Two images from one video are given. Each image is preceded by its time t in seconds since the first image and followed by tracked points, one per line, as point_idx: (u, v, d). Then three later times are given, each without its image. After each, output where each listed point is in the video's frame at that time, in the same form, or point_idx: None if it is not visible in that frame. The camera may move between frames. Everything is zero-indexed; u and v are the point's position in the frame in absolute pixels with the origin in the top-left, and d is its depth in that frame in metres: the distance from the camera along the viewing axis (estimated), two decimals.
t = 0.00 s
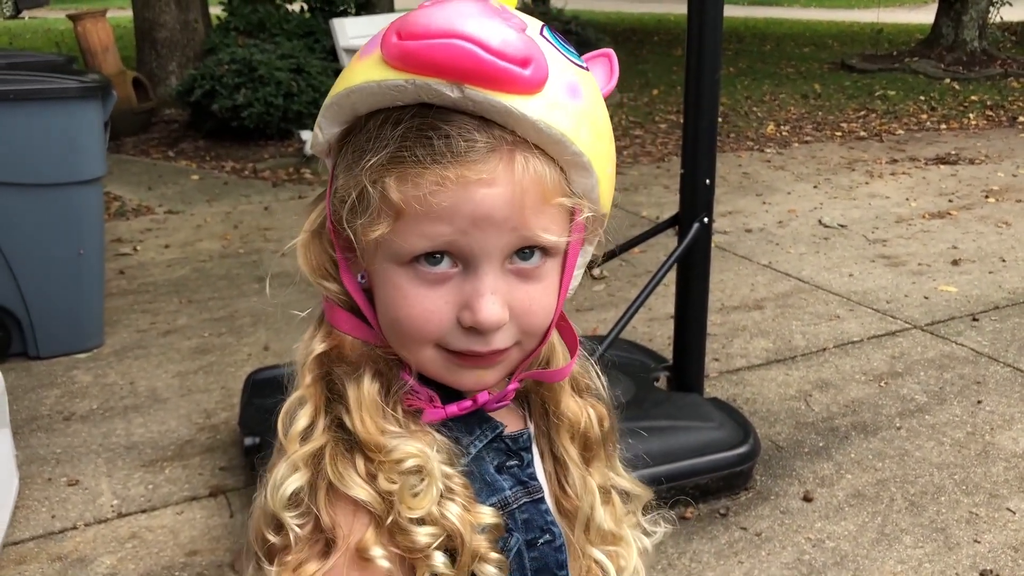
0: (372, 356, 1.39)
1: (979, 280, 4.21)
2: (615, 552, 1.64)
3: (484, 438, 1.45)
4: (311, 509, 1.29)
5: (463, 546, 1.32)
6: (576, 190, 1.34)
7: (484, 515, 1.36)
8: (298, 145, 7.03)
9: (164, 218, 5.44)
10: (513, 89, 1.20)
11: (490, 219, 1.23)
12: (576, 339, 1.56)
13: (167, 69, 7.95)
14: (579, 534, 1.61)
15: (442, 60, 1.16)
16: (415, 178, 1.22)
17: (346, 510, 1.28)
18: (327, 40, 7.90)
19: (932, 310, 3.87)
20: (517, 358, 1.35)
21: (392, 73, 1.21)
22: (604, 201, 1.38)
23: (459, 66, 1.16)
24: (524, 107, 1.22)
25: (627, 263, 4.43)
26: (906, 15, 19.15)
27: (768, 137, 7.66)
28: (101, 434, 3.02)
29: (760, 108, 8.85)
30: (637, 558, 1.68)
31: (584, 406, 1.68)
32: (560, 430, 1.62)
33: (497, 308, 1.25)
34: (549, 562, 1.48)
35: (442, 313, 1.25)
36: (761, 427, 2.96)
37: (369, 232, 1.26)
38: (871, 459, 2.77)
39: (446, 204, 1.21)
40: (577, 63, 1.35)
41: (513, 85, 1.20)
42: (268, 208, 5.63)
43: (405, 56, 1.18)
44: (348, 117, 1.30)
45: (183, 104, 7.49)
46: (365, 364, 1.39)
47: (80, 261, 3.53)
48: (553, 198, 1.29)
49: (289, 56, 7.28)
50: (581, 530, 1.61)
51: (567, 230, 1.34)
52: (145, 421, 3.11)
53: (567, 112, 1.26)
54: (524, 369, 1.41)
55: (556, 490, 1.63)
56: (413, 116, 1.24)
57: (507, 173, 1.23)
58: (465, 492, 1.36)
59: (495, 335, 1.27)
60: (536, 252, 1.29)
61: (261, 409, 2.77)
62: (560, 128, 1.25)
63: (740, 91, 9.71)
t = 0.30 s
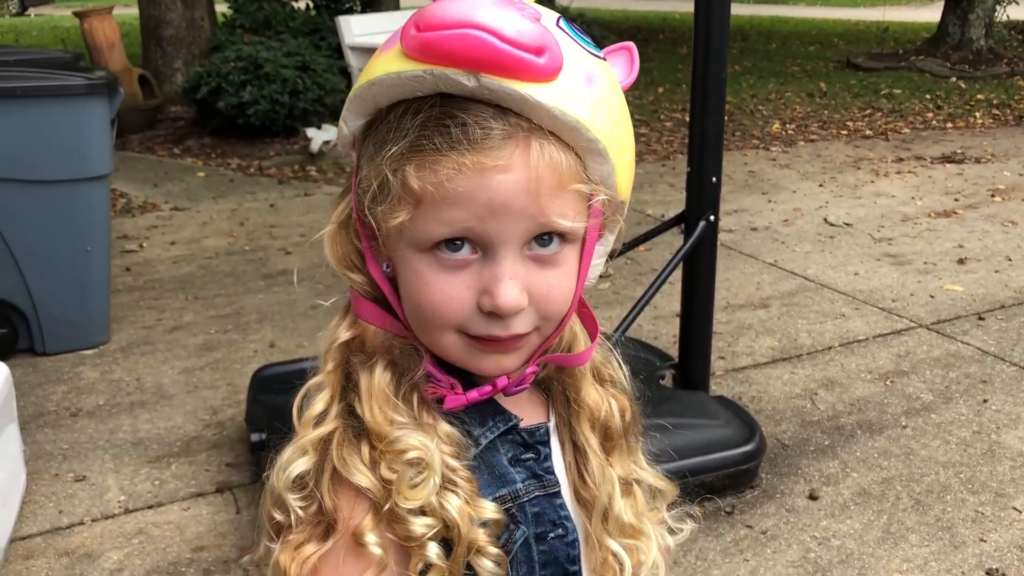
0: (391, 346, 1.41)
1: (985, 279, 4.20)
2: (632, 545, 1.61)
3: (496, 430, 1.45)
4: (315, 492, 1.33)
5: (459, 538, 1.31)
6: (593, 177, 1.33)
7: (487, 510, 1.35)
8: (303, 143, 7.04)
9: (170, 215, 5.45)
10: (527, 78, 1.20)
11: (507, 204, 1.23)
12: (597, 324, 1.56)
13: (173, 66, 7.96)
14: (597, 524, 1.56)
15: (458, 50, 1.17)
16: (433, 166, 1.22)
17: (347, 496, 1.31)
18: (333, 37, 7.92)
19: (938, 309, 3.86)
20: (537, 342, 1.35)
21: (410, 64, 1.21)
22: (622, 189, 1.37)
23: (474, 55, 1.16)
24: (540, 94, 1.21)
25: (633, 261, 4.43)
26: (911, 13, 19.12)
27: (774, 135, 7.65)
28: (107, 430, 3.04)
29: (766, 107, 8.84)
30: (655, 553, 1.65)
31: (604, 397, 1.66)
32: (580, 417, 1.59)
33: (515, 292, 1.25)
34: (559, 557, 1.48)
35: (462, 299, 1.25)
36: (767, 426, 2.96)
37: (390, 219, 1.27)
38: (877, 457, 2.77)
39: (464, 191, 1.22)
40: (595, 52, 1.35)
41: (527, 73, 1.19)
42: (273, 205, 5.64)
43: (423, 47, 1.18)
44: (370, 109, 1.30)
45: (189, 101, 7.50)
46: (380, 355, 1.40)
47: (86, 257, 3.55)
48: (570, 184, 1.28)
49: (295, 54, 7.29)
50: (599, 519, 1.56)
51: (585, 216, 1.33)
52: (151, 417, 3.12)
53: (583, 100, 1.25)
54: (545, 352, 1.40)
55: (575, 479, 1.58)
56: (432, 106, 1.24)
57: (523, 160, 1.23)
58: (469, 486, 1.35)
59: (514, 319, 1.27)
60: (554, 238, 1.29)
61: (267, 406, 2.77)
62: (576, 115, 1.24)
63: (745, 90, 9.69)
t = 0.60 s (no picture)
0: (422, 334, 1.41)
1: (990, 278, 4.19)
2: (661, 541, 1.53)
3: (519, 423, 1.43)
4: (335, 476, 1.34)
5: (474, 529, 1.30)
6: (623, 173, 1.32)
7: (504, 502, 1.33)
8: (308, 140, 7.04)
9: (175, 211, 5.46)
10: (557, 72, 1.19)
11: (536, 197, 1.22)
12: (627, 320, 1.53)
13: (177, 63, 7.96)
14: (623, 518, 1.50)
15: (490, 45, 1.17)
16: (463, 158, 1.22)
17: (365, 481, 1.31)
18: (337, 35, 7.96)
19: (942, 307, 3.86)
20: (566, 336, 1.33)
21: (444, 58, 1.21)
22: (653, 184, 1.35)
23: (505, 50, 1.16)
24: (569, 89, 1.20)
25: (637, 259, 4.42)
26: (916, 11, 19.07)
27: (778, 133, 7.64)
28: (111, 426, 3.04)
29: (770, 104, 8.82)
30: (685, 551, 1.58)
31: (636, 392, 1.61)
32: (609, 411, 1.55)
33: (543, 285, 1.24)
34: (582, 552, 1.43)
35: (490, 291, 1.25)
36: (771, 424, 2.96)
37: (421, 210, 1.27)
38: (881, 455, 2.77)
39: (493, 183, 1.21)
40: (631, 48, 1.33)
41: (558, 68, 1.19)
42: (278, 202, 5.65)
43: (456, 42, 1.19)
44: (405, 102, 1.30)
45: (193, 98, 7.50)
46: (408, 345, 1.40)
47: (91, 254, 3.56)
48: (599, 179, 1.27)
49: (299, 50, 7.29)
50: (625, 513, 1.50)
51: (615, 210, 1.32)
52: (156, 413, 3.13)
53: (615, 95, 1.24)
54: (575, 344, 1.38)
55: (602, 472, 1.53)
56: (464, 100, 1.24)
57: (552, 153, 1.22)
58: (487, 479, 1.34)
59: (543, 312, 1.26)
60: (583, 232, 1.28)
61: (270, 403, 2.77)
62: (605, 109, 1.23)
63: (750, 88, 9.67)
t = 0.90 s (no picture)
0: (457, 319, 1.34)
1: (992, 276, 4.19)
2: (687, 531, 1.48)
3: (550, 409, 1.35)
4: (368, 457, 1.25)
5: (504, 513, 1.22)
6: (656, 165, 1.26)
7: (534, 488, 1.26)
8: (309, 136, 7.04)
9: (176, 209, 5.46)
10: (592, 66, 1.14)
11: (571, 186, 1.17)
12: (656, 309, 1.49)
13: (179, 60, 7.96)
14: (652, 508, 1.44)
15: (527, 39, 1.11)
16: (499, 149, 1.17)
17: (399, 461, 1.23)
18: (338, 32, 7.94)
19: (944, 306, 3.86)
20: (597, 326, 1.28)
21: (479, 52, 1.16)
22: (685, 178, 1.30)
23: (541, 44, 1.11)
24: (604, 82, 1.15)
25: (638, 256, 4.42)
26: (918, 9, 19.06)
27: (780, 131, 7.63)
28: (114, 423, 3.04)
29: (771, 102, 8.82)
30: (710, 541, 1.53)
31: (664, 383, 1.57)
32: (639, 401, 1.50)
33: (577, 275, 1.18)
34: (608, 541, 1.36)
35: (523, 280, 1.19)
36: (772, 421, 2.96)
37: (456, 202, 1.22)
38: (882, 453, 2.77)
39: (528, 172, 1.16)
40: (663, 45, 1.28)
41: (592, 62, 1.13)
42: (280, 199, 5.65)
43: (494, 35, 1.13)
44: (443, 97, 1.25)
45: (195, 95, 7.50)
46: (443, 329, 1.34)
47: (92, 252, 3.56)
48: (632, 170, 1.21)
49: (301, 48, 7.28)
50: (654, 503, 1.44)
51: (648, 201, 1.26)
52: (157, 410, 3.13)
53: (649, 89, 1.19)
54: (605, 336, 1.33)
55: (630, 461, 1.47)
56: (501, 93, 1.19)
57: (587, 144, 1.17)
58: (519, 464, 1.27)
59: (576, 302, 1.21)
60: (616, 222, 1.23)
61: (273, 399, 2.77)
62: (639, 103, 1.17)
63: (751, 86, 9.67)
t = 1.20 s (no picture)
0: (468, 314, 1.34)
1: (993, 274, 4.19)
2: (696, 532, 1.47)
3: (556, 405, 1.34)
4: (370, 445, 1.26)
5: (502, 506, 1.22)
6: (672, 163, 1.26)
7: (535, 484, 1.26)
8: (310, 133, 7.03)
9: (177, 205, 5.46)
10: (611, 61, 1.14)
11: (588, 181, 1.16)
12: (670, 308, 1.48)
13: (179, 57, 7.95)
14: (660, 507, 1.43)
15: (548, 33, 1.11)
16: (517, 142, 1.17)
17: (400, 451, 1.23)
18: (339, 29, 7.93)
19: (944, 303, 3.85)
20: (612, 323, 1.27)
21: (500, 45, 1.16)
22: (703, 176, 1.29)
23: (563, 38, 1.11)
24: (624, 78, 1.15)
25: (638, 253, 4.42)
26: (919, 6, 19.03)
27: (781, 129, 7.63)
28: (113, 419, 3.04)
29: (772, 100, 8.81)
30: (718, 543, 1.52)
31: (676, 382, 1.56)
32: (649, 399, 1.49)
33: (592, 270, 1.18)
34: (611, 539, 1.35)
35: (538, 274, 1.19)
36: (772, 418, 2.96)
37: (473, 194, 1.22)
38: (882, 451, 2.77)
39: (546, 166, 1.16)
40: (684, 42, 1.28)
41: (612, 57, 1.13)
42: (280, 196, 5.65)
43: (515, 29, 1.13)
44: (463, 90, 1.25)
45: (195, 91, 7.50)
46: (452, 322, 1.34)
47: (93, 248, 3.56)
48: (649, 167, 1.21)
49: (302, 45, 7.28)
50: (662, 501, 1.44)
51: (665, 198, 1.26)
52: (157, 406, 3.13)
53: (668, 86, 1.19)
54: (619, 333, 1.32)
55: (639, 459, 1.46)
56: (521, 88, 1.19)
57: (605, 139, 1.17)
58: (519, 460, 1.27)
59: (590, 297, 1.20)
60: (631, 218, 1.22)
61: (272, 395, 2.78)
62: (658, 99, 1.17)
63: (752, 83, 9.66)
